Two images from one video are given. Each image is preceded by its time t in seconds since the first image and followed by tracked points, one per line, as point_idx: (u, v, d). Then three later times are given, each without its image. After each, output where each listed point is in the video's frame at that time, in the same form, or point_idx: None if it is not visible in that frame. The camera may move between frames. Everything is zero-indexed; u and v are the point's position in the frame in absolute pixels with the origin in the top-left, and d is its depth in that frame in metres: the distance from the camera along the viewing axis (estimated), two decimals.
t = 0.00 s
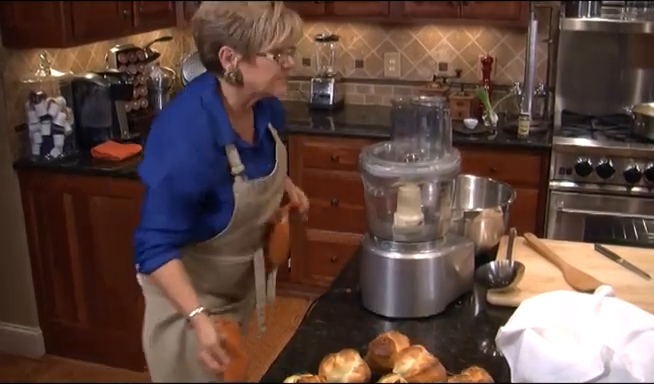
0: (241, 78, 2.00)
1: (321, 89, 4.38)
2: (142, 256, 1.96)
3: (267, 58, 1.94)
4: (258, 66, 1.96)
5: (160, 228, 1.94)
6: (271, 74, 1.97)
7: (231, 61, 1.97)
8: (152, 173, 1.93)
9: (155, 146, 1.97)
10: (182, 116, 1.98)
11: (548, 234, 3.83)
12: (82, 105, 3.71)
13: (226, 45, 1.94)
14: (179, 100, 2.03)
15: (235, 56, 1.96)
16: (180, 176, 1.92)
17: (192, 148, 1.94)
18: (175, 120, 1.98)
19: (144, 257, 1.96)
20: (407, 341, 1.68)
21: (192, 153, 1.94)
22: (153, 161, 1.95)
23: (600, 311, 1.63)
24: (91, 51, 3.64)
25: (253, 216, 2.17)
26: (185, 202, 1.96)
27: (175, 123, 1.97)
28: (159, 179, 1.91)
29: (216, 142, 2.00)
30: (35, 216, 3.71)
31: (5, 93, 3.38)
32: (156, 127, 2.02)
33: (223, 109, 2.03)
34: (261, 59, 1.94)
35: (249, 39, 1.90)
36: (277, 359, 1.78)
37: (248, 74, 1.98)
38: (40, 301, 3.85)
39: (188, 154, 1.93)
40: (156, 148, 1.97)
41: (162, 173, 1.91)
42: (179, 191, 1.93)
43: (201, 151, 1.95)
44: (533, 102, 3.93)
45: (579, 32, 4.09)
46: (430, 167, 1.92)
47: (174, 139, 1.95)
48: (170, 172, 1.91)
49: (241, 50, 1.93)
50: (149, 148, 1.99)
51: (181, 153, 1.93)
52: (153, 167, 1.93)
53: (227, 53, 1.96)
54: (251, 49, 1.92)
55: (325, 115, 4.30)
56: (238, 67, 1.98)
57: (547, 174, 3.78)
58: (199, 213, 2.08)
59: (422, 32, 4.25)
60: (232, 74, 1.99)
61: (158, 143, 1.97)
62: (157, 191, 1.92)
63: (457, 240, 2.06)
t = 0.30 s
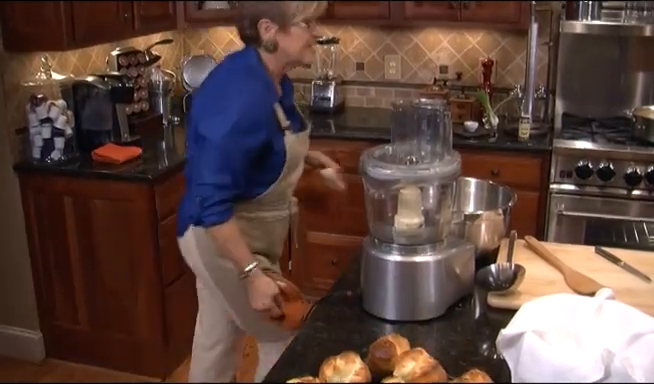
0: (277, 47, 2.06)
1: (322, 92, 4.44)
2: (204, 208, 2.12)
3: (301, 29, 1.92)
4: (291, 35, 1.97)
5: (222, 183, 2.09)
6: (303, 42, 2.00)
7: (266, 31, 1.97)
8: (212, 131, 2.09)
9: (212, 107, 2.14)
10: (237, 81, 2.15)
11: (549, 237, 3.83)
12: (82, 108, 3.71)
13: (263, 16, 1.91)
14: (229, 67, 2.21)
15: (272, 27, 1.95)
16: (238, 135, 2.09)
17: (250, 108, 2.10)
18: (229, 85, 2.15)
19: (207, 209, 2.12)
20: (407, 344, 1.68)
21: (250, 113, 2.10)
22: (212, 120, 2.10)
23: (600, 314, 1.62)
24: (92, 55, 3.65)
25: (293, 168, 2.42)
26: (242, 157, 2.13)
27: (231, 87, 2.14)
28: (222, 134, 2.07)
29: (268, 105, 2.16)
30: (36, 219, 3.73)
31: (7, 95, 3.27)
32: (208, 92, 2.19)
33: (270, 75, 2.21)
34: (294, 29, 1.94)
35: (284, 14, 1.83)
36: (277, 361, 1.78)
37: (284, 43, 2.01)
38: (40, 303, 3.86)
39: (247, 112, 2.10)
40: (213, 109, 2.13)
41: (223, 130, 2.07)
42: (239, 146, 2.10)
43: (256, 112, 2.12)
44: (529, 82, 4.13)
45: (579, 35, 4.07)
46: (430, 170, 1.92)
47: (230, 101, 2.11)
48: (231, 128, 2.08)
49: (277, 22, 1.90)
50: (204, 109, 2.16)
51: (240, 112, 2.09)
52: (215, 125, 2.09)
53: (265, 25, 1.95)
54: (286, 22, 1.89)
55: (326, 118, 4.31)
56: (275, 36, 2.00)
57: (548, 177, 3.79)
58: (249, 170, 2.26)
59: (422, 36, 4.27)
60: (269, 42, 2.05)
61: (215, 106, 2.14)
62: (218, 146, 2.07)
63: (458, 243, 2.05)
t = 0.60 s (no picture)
0: (357, 66, 2.13)
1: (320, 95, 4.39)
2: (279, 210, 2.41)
3: (381, 48, 2.00)
4: (372, 54, 2.03)
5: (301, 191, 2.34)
6: (383, 60, 2.05)
7: (348, 51, 2.06)
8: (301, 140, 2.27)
9: (302, 113, 2.30)
10: (325, 92, 2.28)
11: (549, 239, 3.83)
12: (82, 110, 3.69)
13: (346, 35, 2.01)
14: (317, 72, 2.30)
15: (355, 47, 2.05)
16: (324, 148, 2.28)
17: (337, 125, 2.27)
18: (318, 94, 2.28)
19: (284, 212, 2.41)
20: (407, 345, 1.68)
21: (337, 131, 2.27)
22: (302, 127, 2.28)
23: (600, 315, 1.63)
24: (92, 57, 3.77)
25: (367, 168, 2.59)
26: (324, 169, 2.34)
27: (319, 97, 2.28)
28: (310, 147, 2.26)
29: (352, 119, 2.31)
30: (35, 222, 3.73)
31: (5, 96, 3.29)
32: (299, 92, 2.33)
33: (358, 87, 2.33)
34: (375, 47, 2.01)
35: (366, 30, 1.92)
36: (278, 363, 1.78)
37: (363, 62, 2.08)
38: (40, 305, 3.86)
39: (334, 131, 2.27)
40: (303, 115, 2.30)
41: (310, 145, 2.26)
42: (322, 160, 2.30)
43: (341, 130, 2.28)
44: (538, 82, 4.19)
45: (578, 36, 4.03)
46: (430, 171, 1.92)
47: (319, 112, 2.27)
48: (318, 144, 2.26)
49: (359, 41, 1.99)
50: (295, 112, 2.32)
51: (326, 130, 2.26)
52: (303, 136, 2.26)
53: (348, 44, 2.04)
54: (368, 39, 1.97)
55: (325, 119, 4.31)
56: (356, 56, 2.08)
57: (548, 178, 3.80)
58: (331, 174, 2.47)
59: (422, 36, 3.76)
60: (351, 60, 2.13)
61: (304, 113, 2.29)
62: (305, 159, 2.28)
63: (457, 244, 2.05)
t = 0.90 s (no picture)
0: (438, 56, 2.65)
1: (299, 112, 4.39)
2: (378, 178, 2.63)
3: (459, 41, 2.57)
4: (453, 47, 2.60)
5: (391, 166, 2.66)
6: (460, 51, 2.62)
7: (432, 44, 2.60)
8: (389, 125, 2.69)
9: (388, 102, 2.73)
10: (407, 83, 2.70)
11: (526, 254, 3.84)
12: (59, 128, 3.67)
13: (432, 30, 2.57)
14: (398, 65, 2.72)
15: (439, 40, 2.59)
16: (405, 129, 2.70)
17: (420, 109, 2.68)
18: (401, 84, 2.71)
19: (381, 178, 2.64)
20: (386, 363, 1.67)
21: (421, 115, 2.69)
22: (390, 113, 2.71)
23: (578, 329, 1.63)
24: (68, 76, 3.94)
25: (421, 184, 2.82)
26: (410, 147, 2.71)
27: (401, 86, 2.71)
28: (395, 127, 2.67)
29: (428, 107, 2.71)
30: (11, 241, 3.67)
31: None
32: (383, 83, 2.77)
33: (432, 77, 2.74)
34: (457, 41, 2.57)
35: (451, 25, 2.49)
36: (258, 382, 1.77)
37: (443, 54, 2.62)
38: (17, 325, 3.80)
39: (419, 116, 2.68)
40: (388, 104, 2.73)
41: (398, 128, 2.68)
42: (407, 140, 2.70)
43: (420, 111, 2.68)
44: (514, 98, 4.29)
45: (554, 53, 4.14)
46: (407, 189, 1.94)
47: (401, 99, 2.70)
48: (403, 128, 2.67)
49: (444, 34, 2.54)
50: (374, 103, 2.79)
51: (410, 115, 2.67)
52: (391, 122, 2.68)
53: (433, 37, 2.58)
54: (451, 34, 2.53)
55: (303, 136, 4.32)
56: (439, 47, 2.61)
57: (525, 194, 3.83)
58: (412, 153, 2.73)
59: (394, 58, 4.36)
60: (432, 51, 2.65)
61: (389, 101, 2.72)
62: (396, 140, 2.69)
63: (435, 262, 2.06)
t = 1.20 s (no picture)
0: (483, 99, 3.16)
1: (249, 147, 4.40)
2: (438, 216, 2.96)
3: (502, 82, 3.10)
4: (497, 88, 3.12)
5: (446, 204, 2.98)
6: (505, 92, 3.14)
7: (477, 86, 3.11)
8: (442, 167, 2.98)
9: (444, 144, 3.01)
10: (463, 126, 2.99)
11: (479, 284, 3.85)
12: (7, 165, 3.60)
13: (476, 73, 3.09)
14: (446, 110, 3.08)
15: (483, 81, 3.10)
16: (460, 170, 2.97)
17: (475, 150, 2.97)
18: (454, 127, 3.01)
19: (441, 218, 2.97)
20: None
21: (475, 157, 2.98)
22: (444, 154, 2.99)
23: (530, 358, 1.65)
24: (17, 112, 3.88)
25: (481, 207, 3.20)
26: (464, 185, 2.99)
27: (454, 130, 3.00)
28: (448, 167, 2.96)
29: (482, 149, 2.99)
30: None
31: None
32: (438, 126, 3.07)
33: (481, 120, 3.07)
34: (500, 83, 3.10)
35: (492, 68, 3.06)
36: None
37: (489, 95, 3.14)
38: None
39: (473, 158, 2.97)
40: (443, 146, 3.02)
41: (456, 168, 2.96)
42: (464, 179, 2.98)
43: (477, 154, 2.97)
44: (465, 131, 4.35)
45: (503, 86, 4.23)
46: (357, 222, 1.96)
47: (458, 142, 2.98)
48: (461, 169, 2.96)
49: (487, 75, 3.08)
50: (429, 144, 3.06)
51: (468, 157, 2.96)
52: (446, 165, 2.97)
53: (478, 79, 3.10)
54: (494, 74, 3.08)
55: (254, 172, 4.32)
56: (483, 89, 3.12)
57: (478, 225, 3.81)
58: (466, 192, 3.04)
59: (346, 89, 4.43)
60: (478, 94, 3.15)
61: (445, 142, 3.01)
62: (454, 179, 2.96)
63: (387, 294, 2.07)
